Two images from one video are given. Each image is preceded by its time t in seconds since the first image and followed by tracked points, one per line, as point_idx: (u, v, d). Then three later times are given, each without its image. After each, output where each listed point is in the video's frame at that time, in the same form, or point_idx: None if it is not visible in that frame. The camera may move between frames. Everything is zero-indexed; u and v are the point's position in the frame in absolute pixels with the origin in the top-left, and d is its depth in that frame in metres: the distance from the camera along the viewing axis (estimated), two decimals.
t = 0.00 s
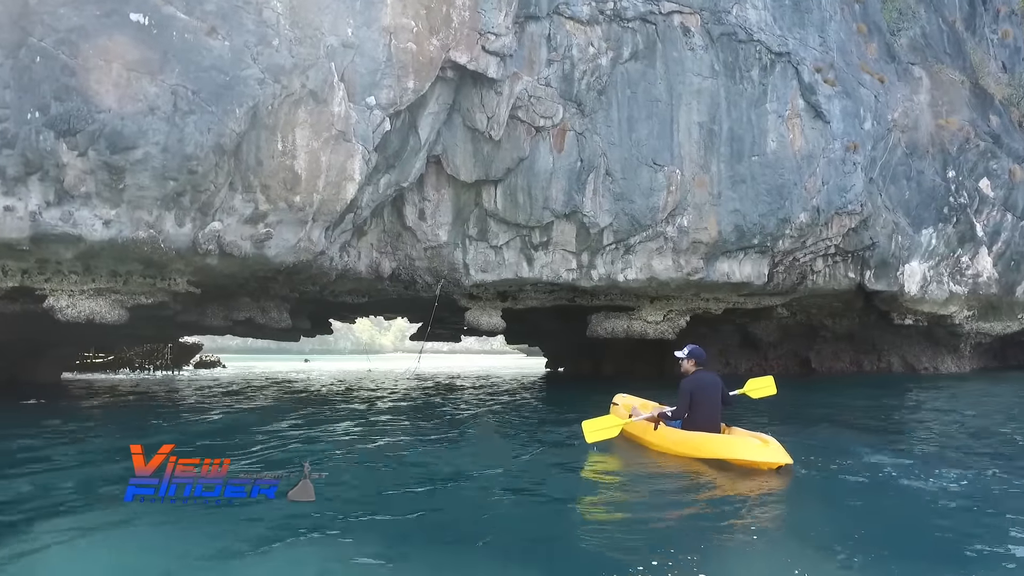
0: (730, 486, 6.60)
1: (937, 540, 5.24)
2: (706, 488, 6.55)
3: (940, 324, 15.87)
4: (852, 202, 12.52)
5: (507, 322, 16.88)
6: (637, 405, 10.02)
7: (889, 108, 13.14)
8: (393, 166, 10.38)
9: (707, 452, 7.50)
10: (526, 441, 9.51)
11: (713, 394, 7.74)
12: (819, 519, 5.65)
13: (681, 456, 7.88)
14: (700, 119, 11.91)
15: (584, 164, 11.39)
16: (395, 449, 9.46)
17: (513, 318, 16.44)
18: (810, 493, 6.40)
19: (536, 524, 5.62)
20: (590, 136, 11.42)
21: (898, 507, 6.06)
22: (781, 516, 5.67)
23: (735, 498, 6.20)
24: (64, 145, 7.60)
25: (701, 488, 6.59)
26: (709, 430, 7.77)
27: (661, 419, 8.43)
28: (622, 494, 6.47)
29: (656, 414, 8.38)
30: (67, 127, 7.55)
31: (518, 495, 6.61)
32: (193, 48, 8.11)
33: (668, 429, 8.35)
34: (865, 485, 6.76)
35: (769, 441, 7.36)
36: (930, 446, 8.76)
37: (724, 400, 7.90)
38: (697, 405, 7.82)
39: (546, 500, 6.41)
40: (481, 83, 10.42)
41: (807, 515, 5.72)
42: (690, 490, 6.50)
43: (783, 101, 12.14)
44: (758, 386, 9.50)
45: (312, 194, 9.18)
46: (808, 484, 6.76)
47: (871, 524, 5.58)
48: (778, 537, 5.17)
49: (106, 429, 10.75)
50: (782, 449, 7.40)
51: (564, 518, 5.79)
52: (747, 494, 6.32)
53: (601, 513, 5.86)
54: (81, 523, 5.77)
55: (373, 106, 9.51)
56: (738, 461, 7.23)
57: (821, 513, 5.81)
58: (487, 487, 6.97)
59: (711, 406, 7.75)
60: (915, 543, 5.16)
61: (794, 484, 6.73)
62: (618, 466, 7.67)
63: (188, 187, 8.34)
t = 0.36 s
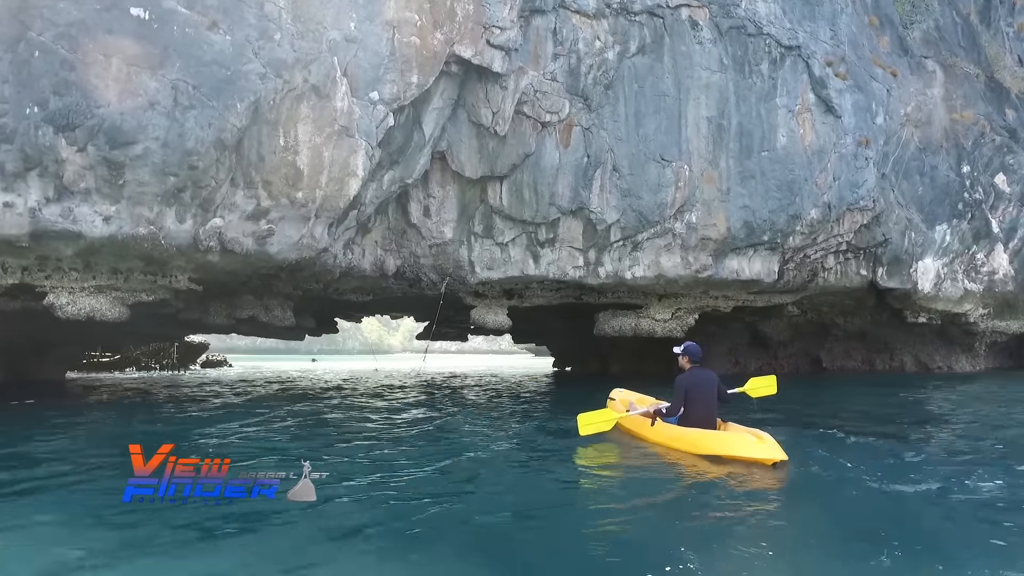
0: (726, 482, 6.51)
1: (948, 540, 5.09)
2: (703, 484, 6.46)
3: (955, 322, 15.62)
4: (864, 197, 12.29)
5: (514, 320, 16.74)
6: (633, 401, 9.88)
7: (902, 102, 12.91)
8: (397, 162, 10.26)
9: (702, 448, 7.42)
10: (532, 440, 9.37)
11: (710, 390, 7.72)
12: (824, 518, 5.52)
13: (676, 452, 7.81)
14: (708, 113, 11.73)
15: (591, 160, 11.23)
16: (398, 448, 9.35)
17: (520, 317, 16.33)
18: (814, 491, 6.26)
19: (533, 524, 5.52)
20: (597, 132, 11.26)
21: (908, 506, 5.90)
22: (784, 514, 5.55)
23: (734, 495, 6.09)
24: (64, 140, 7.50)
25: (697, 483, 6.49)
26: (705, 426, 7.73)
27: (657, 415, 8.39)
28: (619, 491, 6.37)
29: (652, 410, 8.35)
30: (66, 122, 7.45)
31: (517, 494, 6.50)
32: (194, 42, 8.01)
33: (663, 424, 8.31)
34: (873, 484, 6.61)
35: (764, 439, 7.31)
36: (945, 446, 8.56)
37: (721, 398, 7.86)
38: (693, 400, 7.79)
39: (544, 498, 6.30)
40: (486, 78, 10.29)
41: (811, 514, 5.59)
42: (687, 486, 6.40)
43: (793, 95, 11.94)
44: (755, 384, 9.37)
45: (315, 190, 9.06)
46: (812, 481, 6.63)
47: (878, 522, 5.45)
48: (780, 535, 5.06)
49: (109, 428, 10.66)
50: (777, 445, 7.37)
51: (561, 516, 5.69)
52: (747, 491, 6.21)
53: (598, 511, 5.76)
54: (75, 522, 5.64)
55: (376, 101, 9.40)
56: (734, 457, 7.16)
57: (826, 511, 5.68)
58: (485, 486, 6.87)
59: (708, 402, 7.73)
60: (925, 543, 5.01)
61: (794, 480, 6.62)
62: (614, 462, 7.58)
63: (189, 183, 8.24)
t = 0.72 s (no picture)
0: (726, 481, 6.44)
1: (964, 543, 4.92)
2: (704, 484, 6.37)
3: (973, 321, 15.30)
4: (879, 193, 12.02)
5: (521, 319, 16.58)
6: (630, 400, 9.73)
7: (917, 96, 12.64)
8: (402, 159, 10.12)
9: (699, 446, 7.39)
10: (537, 441, 9.20)
11: (707, 387, 7.69)
12: (834, 521, 5.36)
13: (673, 450, 7.76)
14: (718, 108, 11.52)
15: (598, 156, 11.05)
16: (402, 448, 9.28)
17: (527, 316, 16.19)
18: (821, 494, 6.10)
19: (534, 522, 5.41)
20: (604, 127, 11.07)
21: (922, 508, 5.72)
22: (792, 516, 5.40)
23: (737, 495, 5.98)
24: (62, 136, 7.40)
25: (699, 483, 6.39)
26: (704, 422, 7.68)
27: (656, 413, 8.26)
28: (619, 490, 6.27)
29: (650, 408, 8.24)
30: (64, 118, 7.35)
31: (519, 495, 6.36)
32: (195, 37, 7.90)
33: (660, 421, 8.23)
34: (884, 486, 6.43)
35: (760, 434, 7.29)
36: (964, 447, 8.32)
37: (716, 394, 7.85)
38: (691, 398, 7.74)
39: (545, 498, 6.18)
40: (491, 72, 10.13)
41: (819, 516, 5.44)
42: (687, 485, 6.31)
43: (805, 89, 11.70)
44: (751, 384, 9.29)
45: (318, 187, 8.93)
46: (822, 482, 6.47)
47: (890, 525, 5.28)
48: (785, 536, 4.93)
49: (112, 427, 10.58)
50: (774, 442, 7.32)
51: (561, 515, 5.58)
52: (751, 492, 6.07)
53: (598, 510, 5.65)
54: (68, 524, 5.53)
55: (380, 96, 9.26)
56: (731, 454, 7.16)
57: (835, 514, 5.52)
58: (484, 486, 6.76)
59: (706, 399, 7.71)
60: (941, 547, 4.84)
61: (800, 481, 6.48)
62: (612, 461, 7.50)
63: (189, 180, 8.13)
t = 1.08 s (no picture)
0: (727, 487, 6.29)
1: (982, 556, 4.71)
2: (704, 489, 6.22)
3: (989, 321, 14.99)
4: (893, 191, 11.75)
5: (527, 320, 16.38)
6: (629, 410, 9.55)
7: (932, 91, 12.36)
8: (405, 158, 9.95)
9: (700, 453, 7.27)
10: (542, 443, 9.01)
11: (708, 396, 7.60)
12: (842, 532, 5.16)
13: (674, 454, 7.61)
14: (728, 105, 11.29)
15: (605, 154, 10.83)
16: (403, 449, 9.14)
17: (533, 317, 16.00)
18: (830, 502, 5.91)
19: (532, 526, 5.28)
20: (611, 124, 10.86)
21: (934, 516, 5.55)
22: (797, 526, 5.22)
23: (744, 502, 5.80)
24: (57, 135, 7.24)
25: (700, 488, 6.24)
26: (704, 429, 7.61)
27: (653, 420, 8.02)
28: (618, 494, 6.13)
29: (651, 416, 7.96)
30: (59, 116, 7.20)
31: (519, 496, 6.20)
32: (193, 34, 7.74)
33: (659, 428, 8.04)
34: (899, 494, 6.21)
35: (759, 439, 7.19)
36: (982, 453, 8.06)
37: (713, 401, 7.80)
38: (693, 407, 7.61)
39: (546, 500, 6.02)
40: (495, 69, 9.95)
41: (828, 526, 5.25)
42: (687, 490, 6.17)
43: (817, 85, 11.45)
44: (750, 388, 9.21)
45: (318, 186, 8.77)
46: (834, 491, 6.26)
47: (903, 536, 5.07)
48: (788, 546, 4.77)
49: (112, 428, 10.45)
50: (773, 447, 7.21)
51: (559, 518, 5.44)
52: (760, 499, 5.88)
53: (597, 514, 5.51)
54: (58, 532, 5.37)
55: (382, 94, 9.08)
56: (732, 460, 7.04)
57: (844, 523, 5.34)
58: (483, 487, 6.62)
59: (708, 408, 7.63)
60: (959, 560, 4.63)
61: (806, 489, 6.31)
62: (610, 464, 7.39)
63: (188, 179, 7.97)
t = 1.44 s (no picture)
0: (731, 489, 6.11)
1: (1008, 562, 4.49)
2: (708, 491, 6.05)
3: (1005, 322, 14.70)
4: (907, 189, 11.49)
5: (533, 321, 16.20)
6: (627, 409, 9.40)
7: (947, 87, 12.09)
8: (408, 155, 9.79)
9: (702, 459, 6.99)
10: (548, 444, 8.83)
11: (708, 397, 7.44)
12: (858, 536, 4.96)
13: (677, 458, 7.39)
14: (738, 101, 11.07)
15: (612, 151, 10.63)
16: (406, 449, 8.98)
17: (539, 317, 15.81)
18: (844, 506, 5.71)
19: (530, 527, 5.12)
20: (619, 121, 10.65)
21: (951, 520, 5.36)
22: (809, 529, 5.03)
23: (755, 505, 5.60)
24: (53, 131, 7.09)
25: (705, 490, 6.06)
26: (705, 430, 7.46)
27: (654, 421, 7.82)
28: (620, 495, 5.96)
29: (652, 416, 7.86)
30: (54, 112, 7.06)
31: (522, 497, 6.03)
32: (192, 28, 7.60)
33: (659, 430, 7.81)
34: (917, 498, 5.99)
35: (765, 447, 6.94)
36: (1003, 458, 7.81)
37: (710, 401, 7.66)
38: (693, 408, 7.45)
39: (548, 501, 5.86)
40: (501, 65, 9.78)
41: (843, 531, 5.05)
42: (689, 492, 6.00)
43: (829, 81, 11.21)
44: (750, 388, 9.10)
45: (320, 184, 8.60)
46: (848, 495, 6.06)
47: (923, 542, 4.86)
48: (795, 550, 4.59)
49: (113, 429, 10.31)
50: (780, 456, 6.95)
51: (559, 520, 5.27)
52: (773, 503, 5.68)
53: (599, 516, 5.34)
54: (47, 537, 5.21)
55: (385, 90, 8.92)
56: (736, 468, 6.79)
57: (860, 528, 5.13)
58: (483, 488, 6.46)
59: (708, 409, 7.47)
60: (982, 567, 4.41)
61: (817, 493, 6.10)
62: (609, 466, 7.23)
63: (186, 176, 7.82)
